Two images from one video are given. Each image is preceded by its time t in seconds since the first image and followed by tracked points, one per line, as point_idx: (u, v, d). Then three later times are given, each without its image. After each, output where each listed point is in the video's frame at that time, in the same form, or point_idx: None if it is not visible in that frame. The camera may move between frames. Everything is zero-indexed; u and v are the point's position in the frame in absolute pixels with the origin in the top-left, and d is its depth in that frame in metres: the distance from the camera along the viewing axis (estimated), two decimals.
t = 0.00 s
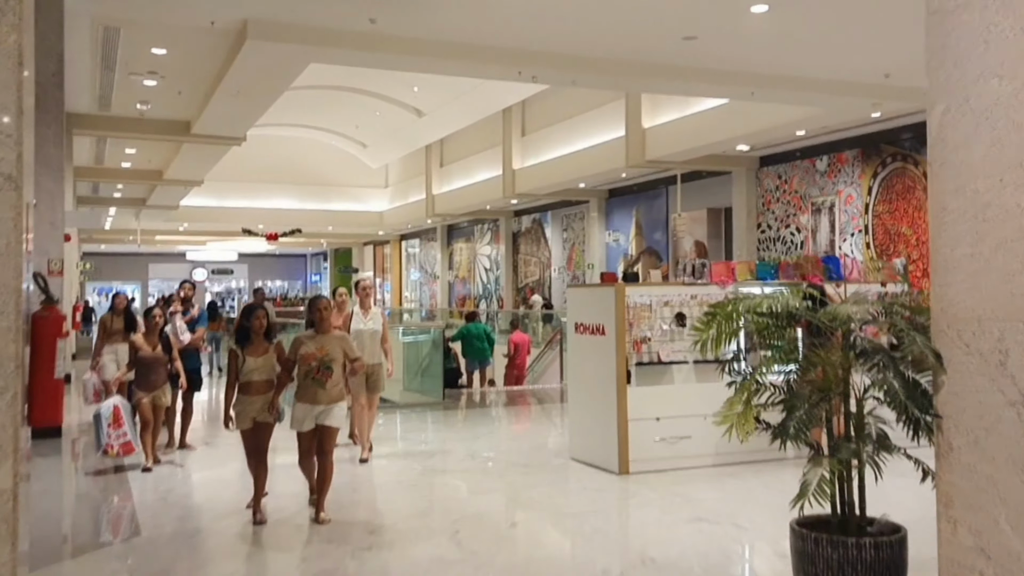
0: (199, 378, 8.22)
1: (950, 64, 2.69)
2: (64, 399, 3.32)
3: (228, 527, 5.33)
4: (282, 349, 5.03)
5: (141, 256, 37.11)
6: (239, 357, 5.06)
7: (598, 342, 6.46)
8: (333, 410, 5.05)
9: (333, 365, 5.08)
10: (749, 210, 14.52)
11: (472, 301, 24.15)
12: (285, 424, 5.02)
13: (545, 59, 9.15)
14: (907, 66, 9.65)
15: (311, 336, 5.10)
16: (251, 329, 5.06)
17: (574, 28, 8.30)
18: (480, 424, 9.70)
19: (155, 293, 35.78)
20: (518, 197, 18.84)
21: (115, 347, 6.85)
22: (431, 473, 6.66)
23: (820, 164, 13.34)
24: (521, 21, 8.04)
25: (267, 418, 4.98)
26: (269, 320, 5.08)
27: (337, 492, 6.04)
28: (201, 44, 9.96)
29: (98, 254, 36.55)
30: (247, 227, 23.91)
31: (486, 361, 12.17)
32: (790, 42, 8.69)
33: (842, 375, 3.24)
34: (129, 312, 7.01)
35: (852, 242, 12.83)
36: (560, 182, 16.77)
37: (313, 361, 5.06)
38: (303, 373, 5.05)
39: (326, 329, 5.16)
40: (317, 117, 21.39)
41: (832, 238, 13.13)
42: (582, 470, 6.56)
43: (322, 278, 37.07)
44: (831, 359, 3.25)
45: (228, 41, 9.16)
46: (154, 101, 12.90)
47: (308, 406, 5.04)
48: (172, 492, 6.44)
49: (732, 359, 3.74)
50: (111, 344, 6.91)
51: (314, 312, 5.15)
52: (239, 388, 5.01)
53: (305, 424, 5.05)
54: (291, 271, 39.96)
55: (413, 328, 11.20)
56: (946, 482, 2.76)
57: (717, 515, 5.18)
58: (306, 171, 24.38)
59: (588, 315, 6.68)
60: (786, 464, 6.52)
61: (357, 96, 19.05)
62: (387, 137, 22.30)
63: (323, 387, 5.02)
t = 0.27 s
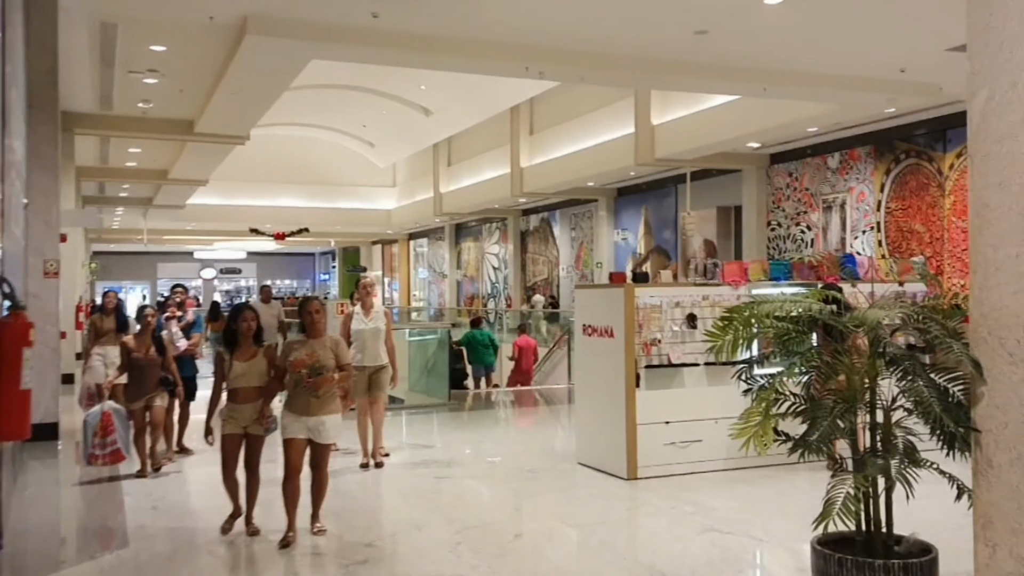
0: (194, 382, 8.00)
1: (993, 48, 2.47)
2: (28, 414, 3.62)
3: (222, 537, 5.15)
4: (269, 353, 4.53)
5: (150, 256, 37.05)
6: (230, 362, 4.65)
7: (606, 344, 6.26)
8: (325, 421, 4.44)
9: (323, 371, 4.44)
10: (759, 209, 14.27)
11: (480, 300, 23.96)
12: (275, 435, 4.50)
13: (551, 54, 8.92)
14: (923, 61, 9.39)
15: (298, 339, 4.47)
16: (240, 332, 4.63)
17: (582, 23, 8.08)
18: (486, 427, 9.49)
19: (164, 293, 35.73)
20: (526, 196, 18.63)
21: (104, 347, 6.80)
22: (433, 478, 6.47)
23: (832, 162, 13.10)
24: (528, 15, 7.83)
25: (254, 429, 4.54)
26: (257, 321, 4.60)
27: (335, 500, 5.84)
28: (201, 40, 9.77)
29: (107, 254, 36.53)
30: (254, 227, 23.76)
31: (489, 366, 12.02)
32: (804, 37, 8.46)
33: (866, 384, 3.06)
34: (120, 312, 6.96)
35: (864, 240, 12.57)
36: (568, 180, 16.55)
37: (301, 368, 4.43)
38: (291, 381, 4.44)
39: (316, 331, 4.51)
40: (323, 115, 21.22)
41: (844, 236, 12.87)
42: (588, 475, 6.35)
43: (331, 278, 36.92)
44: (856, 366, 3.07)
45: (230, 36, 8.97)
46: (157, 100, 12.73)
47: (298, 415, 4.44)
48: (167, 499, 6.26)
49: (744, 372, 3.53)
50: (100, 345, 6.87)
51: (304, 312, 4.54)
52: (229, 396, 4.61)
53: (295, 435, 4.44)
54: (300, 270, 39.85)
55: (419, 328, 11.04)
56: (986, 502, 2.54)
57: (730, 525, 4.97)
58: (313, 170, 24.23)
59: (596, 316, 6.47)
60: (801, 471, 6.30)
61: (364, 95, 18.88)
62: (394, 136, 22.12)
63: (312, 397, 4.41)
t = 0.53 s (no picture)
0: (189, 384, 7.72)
1: None
2: None
3: (214, 548, 4.91)
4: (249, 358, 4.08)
5: (160, 256, 36.98)
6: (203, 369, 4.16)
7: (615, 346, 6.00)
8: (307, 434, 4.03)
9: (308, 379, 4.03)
10: (772, 207, 13.97)
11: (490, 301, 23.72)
12: (254, 451, 4.02)
13: (560, 48, 8.60)
14: (945, 55, 9.09)
15: (279, 343, 4.05)
16: (216, 335, 4.16)
17: (593, 14, 7.81)
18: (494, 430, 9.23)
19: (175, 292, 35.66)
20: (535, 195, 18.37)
21: (96, 347, 6.62)
22: (437, 485, 6.22)
23: (847, 160, 12.79)
24: (536, 6, 7.57)
25: (230, 443, 4.04)
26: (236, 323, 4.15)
27: (333, 508, 5.59)
28: (201, 33, 9.51)
29: (119, 254, 36.49)
30: (263, 227, 23.59)
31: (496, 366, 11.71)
32: (822, 29, 8.17)
33: (901, 391, 2.82)
34: (113, 312, 6.82)
35: (881, 239, 12.26)
36: (578, 179, 16.28)
37: (283, 374, 4.00)
38: (271, 389, 4.00)
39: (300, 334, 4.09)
40: (331, 114, 21.00)
41: (860, 235, 12.57)
42: (598, 482, 6.08)
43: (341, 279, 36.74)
44: (889, 371, 2.82)
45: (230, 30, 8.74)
46: (161, 97, 12.52)
47: (279, 428, 4.01)
48: (161, 506, 6.03)
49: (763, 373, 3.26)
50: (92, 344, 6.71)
51: (284, 313, 4.11)
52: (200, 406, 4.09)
53: (276, 450, 4.00)
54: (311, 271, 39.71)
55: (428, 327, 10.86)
56: None
57: (747, 538, 4.70)
58: (321, 170, 24.04)
59: (605, 317, 6.21)
60: (820, 480, 6.02)
61: (372, 93, 18.67)
62: (402, 135, 21.90)
63: (296, 405, 3.98)
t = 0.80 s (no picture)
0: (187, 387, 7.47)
1: None
2: None
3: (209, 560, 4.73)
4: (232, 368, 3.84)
5: (172, 255, 36.91)
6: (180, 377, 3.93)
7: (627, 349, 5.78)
8: (297, 452, 3.72)
9: (296, 394, 3.74)
10: (786, 205, 13.70)
11: (500, 299, 23.51)
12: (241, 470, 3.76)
13: (570, 42, 8.36)
14: (967, 49, 8.82)
15: (266, 354, 3.79)
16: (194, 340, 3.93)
17: (604, 9, 7.57)
18: (502, 433, 9.02)
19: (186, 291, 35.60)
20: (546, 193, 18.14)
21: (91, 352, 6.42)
22: (441, 492, 6.02)
23: (863, 156, 12.50)
24: None
25: (213, 459, 3.85)
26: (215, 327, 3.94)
27: (334, 518, 5.39)
28: (204, 30, 9.32)
29: (130, 253, 36.45)
30: (274, 226, 23.45)
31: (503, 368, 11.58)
32: (840, 23, 7.91)
33: (936, 409, 2.76)
34: (110, 317, 6.64)
35: (897, 237, 12.01)
36: (589, 177, 16.03)
37: (269, 388, 3.72)
38: (257, 403, 3.75)
39: (287, 344, 3.81)
40: (341, 112, 20.81)
41: (877, 234, 12.30)
42: (608, 490, 5.86)
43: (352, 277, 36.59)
44: (926, 386, 2.75)
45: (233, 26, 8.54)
46: (168, 95, 12.33)
47: (263, 447, 3.73)
48: (158, 515, 5.86)
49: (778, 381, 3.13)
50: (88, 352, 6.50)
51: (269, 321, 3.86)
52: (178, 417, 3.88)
53: (263, 470, 3.73)
54: (322, 269, 39.57)
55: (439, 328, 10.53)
56: None
57: (764, 553, 4.48)
58: (331, 168, 23.87)
59: (616, 319, 5.98)
60: (839, 488, 5.78)
61: (382, 92, 18.48)
62: (412, 133, 21.70)
63: (284, 423, 3.69)
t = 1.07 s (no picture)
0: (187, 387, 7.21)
1: None
2: None
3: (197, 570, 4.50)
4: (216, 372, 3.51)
5: (183, 255, 36.81)
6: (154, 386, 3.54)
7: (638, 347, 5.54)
8: (287, 461, 3.44)
9: (287, 398, 3.47)
10: (800, 203, 13.40)
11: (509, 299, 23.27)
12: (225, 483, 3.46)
13: (582, 34, 8.09)
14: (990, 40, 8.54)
15: (255, 353, 3.51)
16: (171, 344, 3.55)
17: None
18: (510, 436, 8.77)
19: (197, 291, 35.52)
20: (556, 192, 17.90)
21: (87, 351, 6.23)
22: (443, 499, 5.78)
23: (879, 153, 12.19)
24: None
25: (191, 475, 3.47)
26: (195, 329, 3.57)
27: (331, 526, 5.16)
28: (208, 23, 9.11)
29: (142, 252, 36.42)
30: (285, 226, 23.27)
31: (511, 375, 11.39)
32: (861, 13, 7.63)
33: (984, 413, 2.57)
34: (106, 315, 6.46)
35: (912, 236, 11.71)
36: (599, 175, 15.77)
37: (259, 392, 3.44)
38: (244, 408, 3.46)
39: (279, 344, 3.55)
40: (350, 111, 20.62)
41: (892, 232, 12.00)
42: (618, 497, 5.61)
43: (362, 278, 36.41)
44: (971, 387, 2.57)
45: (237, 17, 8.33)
46: (173, 91, 12.14)
47: (251, 457, 3.45)
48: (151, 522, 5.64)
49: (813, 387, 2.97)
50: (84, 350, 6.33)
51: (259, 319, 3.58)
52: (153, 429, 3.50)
53: (249, 482, 3.44)
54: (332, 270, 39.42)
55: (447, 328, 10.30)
56: None
57: (784, 565, 4.23)
58: (340, 168, 23.69)
59: (627, 317, 5.74)
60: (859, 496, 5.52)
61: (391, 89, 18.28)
62: (422, 132, 21.49)
63: (274, 429, 3.43)
